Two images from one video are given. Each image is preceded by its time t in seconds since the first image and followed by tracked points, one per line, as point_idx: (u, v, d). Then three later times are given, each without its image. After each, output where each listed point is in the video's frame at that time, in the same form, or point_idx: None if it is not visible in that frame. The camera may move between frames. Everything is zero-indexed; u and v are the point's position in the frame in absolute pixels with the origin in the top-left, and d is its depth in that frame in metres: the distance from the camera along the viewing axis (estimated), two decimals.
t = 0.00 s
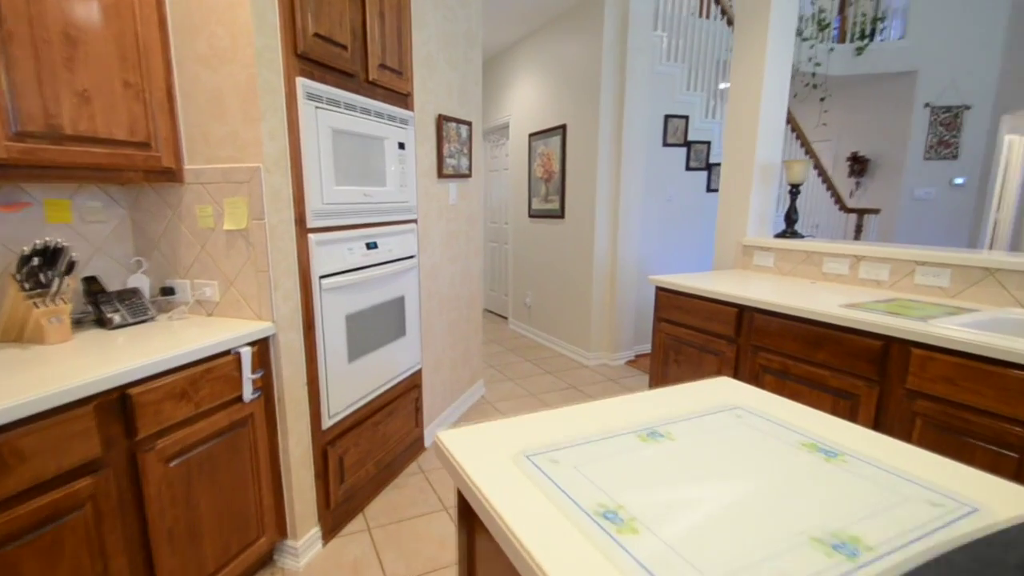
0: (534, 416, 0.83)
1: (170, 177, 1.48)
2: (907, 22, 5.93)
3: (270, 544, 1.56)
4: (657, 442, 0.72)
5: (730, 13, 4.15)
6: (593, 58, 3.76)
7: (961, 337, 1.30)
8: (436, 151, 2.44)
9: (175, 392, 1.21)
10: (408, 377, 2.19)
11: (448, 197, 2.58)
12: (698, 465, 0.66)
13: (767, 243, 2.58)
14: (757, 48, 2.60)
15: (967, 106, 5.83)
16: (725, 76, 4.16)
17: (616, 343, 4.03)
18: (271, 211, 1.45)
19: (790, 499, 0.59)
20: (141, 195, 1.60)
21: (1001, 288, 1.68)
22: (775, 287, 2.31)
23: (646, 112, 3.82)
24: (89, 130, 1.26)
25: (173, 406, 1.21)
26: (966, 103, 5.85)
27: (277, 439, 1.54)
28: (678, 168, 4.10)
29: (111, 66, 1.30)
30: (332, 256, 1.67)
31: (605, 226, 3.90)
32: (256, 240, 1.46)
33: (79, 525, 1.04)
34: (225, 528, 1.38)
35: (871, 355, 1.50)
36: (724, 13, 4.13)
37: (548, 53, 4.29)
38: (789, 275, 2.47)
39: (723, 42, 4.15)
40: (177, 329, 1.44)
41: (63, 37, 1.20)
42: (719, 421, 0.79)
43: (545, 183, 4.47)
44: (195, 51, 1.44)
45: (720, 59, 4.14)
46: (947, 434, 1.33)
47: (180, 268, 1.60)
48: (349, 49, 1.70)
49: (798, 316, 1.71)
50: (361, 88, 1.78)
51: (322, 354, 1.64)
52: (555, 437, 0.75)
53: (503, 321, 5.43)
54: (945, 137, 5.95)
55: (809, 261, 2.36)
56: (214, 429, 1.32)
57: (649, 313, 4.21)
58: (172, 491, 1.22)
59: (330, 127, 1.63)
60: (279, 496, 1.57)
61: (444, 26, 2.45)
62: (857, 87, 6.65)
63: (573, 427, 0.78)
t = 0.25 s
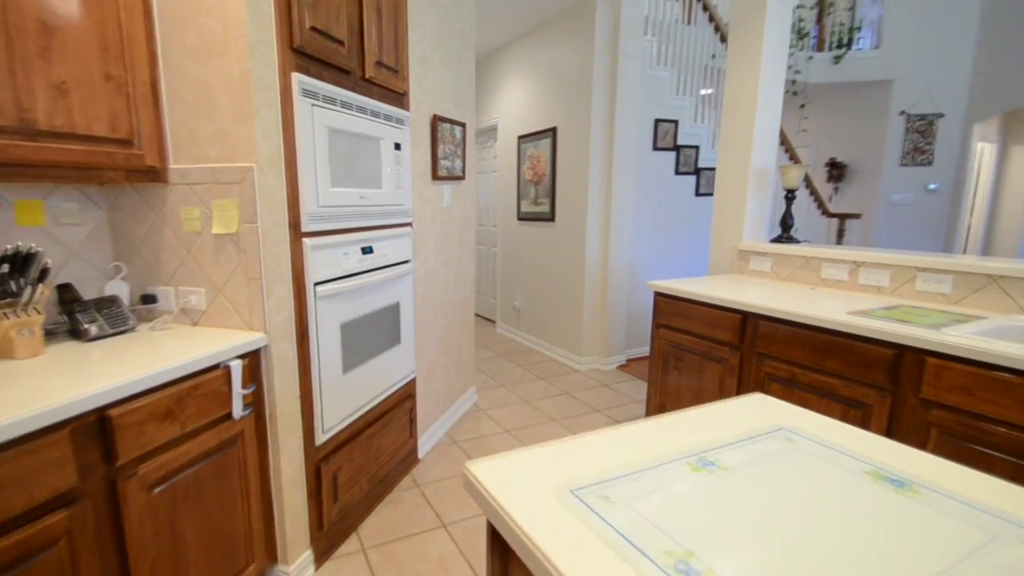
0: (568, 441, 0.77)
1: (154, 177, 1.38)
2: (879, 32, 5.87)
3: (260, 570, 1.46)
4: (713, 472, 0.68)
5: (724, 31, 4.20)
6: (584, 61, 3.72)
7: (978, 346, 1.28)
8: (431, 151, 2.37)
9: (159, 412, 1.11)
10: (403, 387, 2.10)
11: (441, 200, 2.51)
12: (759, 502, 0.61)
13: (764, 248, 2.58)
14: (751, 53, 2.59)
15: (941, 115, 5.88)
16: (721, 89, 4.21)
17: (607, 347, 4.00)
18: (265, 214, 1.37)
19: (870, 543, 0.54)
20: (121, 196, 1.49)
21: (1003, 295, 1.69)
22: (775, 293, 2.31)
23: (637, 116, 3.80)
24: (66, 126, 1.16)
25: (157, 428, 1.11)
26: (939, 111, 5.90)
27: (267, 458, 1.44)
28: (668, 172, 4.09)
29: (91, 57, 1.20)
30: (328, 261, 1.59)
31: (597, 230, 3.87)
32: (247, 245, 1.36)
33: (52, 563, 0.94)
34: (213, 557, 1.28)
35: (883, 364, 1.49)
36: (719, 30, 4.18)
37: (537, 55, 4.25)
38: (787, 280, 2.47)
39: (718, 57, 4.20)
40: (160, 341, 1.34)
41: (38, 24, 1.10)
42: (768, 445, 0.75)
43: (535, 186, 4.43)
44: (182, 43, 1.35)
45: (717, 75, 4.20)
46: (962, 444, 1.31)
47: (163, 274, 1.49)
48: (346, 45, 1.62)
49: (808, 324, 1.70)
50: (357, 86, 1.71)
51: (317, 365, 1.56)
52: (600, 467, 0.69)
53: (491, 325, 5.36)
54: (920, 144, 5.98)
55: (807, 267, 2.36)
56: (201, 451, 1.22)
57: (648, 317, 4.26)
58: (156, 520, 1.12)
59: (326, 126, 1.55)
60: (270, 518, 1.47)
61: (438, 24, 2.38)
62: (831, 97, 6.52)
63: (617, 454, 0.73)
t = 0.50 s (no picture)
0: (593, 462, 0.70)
1: (130, 178, 1.29)
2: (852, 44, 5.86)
3: None
4: (757, 496, 0.60)
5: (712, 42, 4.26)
6: (572, 65, 3.70)
7: (979, 351, 1.25)
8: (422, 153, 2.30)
9: (137, 434, 1.02)
10: (393, 398, 2.02)
11: (432, 203, 2.43)
12: (820, 531, 0.54)
13: (755, 252, 2.57)
14: (742, 57, 2.58)
15: (912, 122, 5.89)
16: (709, 93, 4.28)
17: (596, 351, 3.97)
18: (253, 218, 1.28)
19: None
20: (93, 199, 1.39)
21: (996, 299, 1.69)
22: (769, 297, 2.31)
23: (625, 119, 3.79)
24: (33, 121, 1.06)
25: (134, 451, 1.01)
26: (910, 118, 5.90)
27: (255, 478, 1.35)
28: (654, 176, 4.09)
29: (61, 47, 1.10)
30: (319, 268, 1.51)
31: (585, 234, 3.84)
32: (233, 250, 1.28)
33: None
34: None
35: (884, 370, 1.46)
36: (706, 39, 4.23)
37: (524, 57, 4.21)
38: (779, 285, 2.46)
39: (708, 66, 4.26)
40: (138, 354, 1.24)
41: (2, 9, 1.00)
42: (808, 461, 0.68)
43: (522, 190, 4.39)
44: (162, 34, 1.25)
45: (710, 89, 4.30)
46: (966, 450, 1.28)
47: (139, 282, 1.39)
48: (337, 41, 1.55)
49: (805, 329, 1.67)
50: (348, 84, 1.63)
51: (308, 378, 1.48)
52: (636, 492, 0.62)
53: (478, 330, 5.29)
54: (892, 151, 5.98)
55: (799, 271, 2.35)
56: (182, 474, 1.12)
57: (638, 320, 4.25)
58: (134, 552, 1.02)
59: (317, 125, 1.47)
60: (257, 542, 1.37)
61: (428, 22, 2.31)
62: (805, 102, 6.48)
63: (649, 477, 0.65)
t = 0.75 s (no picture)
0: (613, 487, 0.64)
1: (101, 179, 1.20)
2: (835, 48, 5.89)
3: None
4: (795, 525, 0.55)
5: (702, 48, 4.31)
6: (561, 66, 3.67)
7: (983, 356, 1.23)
8: (410, 155, 2.24)
9: (111, 458, 0.94)
10: (383, 409, 1.95)
11: (421, 206, 2.37)
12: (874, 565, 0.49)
13: (748, 255, 2.56)
14: (734, 60, 2.57)
15: (892, 125, 5.93)
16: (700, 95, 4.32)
17: (586, 356, 3.94)
18: (235, 222, 1.21)
19: None
20: (62, 202, 1.30)
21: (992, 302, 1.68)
22: (763, 300, 2.30)
23: (615, 121, 3.77)
24: None
25: (107, 475, 0.93)
26: (891, 122, 5.95)
27: (240, 499, 1.26)
28: (643, 179, 4.08)
29: (24, 38, 1.02)
30: (305, 275, 1.43)
31: (575, 237, 3.81)
32: (214, 256, 1.20)
33: None
34: None
35: (886, 375, 1.44)
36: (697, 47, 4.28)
37: (512, 59, 4.17)
38: (772, 288, 2.45)
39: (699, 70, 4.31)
40: (111, 368, 1.16)
41: None
42: (841, 482, 0.63)
43: (510, 192, 4.34)
44: (136, 26, 1.18)
45: (702, 95, 4.34)
46: (970, 457, 1.25)
47: (112, 291, 1.30)
48: (323, 36, 1.48)
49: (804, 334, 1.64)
50: (335, 81, 1.56)
51: (294, 390, 1.40)
52: (664, 524, 0.56)
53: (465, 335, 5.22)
54: (874, 154, 6.03)
55: (793, 274, 2.34)
56: (160, 498, 1.04)
57: (628, 324, 4.23)
58: None
59: (303, 124, 1.40)
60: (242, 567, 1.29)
61: (416, 20, 2.25)
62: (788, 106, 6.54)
63: (677, 504, 0.59)
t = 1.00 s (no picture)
0: (636, 522, 0.56)
1: (59, 180, 1.10)
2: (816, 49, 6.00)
3: None
4: (845, 568, 0.49)
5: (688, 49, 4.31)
6: (547, 66, 3.61)
7: (992, 361, 1.20)
8: (395, 155, 2.15)
9: (68, 489, 0.84)
10: (369, 421, 1.86)
11: (406, 209, 2.29)
12: None
13: (741, 258, 2.53)
14: (724, 59, 2.54)
15: (873, 127, 6.00)
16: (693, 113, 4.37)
17: (575, 360, 3.88)
18: (207, 227, 1.12)
19: None
20: (17, 204, 1.19)
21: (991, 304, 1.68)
22: (758, 303, 2.27)
23: (602, 122, 3.73)
24: None
25: (64, 509, 0.83)
26: (871, 123, 6.02)
27: (215, 526, 1.17)
28: (630, 181, 4.04)
29: None
30: (285, 282, 1.34)
31: (563, 240, 3.75)
32: (184, 264, 1.11)
33: None
34: None
35: (891, 381, 1.40)
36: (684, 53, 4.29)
37: (497, 58, 4.10)
38: (765, 290, 2.43)
39: (687, 77, 4.32)
40: (69, 386, 1.06)
41: None
42: (881, 513, 0.58)
43: (496, 194, 4.26)
44: (98, 13, 1.08)
45: (691, 102, 4.36)
46: (981, 466, 1.22)
47: (73, 301, 1.20)
48: (303, 28, 1.40)
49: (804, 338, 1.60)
50: (315, 76, 1.48)
51: (273, 406, 1.31)
52: (702, 568, 0.49)
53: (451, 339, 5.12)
54: (856, 155, 6.08)
55: (786, 276, 2.32)
56: (126, 532, 0.94)
57: (617, 327, 4.19)
58: None
59: (281, 121, 1.31)
60: None
61: (401, 16, 2.17)
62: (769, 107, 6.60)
63: (710, 542, 0.52)
